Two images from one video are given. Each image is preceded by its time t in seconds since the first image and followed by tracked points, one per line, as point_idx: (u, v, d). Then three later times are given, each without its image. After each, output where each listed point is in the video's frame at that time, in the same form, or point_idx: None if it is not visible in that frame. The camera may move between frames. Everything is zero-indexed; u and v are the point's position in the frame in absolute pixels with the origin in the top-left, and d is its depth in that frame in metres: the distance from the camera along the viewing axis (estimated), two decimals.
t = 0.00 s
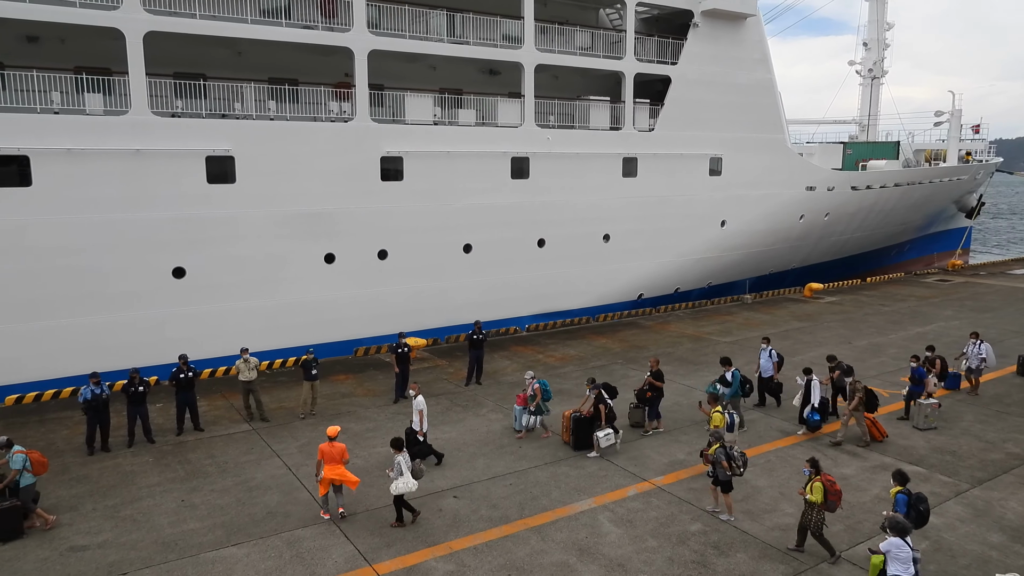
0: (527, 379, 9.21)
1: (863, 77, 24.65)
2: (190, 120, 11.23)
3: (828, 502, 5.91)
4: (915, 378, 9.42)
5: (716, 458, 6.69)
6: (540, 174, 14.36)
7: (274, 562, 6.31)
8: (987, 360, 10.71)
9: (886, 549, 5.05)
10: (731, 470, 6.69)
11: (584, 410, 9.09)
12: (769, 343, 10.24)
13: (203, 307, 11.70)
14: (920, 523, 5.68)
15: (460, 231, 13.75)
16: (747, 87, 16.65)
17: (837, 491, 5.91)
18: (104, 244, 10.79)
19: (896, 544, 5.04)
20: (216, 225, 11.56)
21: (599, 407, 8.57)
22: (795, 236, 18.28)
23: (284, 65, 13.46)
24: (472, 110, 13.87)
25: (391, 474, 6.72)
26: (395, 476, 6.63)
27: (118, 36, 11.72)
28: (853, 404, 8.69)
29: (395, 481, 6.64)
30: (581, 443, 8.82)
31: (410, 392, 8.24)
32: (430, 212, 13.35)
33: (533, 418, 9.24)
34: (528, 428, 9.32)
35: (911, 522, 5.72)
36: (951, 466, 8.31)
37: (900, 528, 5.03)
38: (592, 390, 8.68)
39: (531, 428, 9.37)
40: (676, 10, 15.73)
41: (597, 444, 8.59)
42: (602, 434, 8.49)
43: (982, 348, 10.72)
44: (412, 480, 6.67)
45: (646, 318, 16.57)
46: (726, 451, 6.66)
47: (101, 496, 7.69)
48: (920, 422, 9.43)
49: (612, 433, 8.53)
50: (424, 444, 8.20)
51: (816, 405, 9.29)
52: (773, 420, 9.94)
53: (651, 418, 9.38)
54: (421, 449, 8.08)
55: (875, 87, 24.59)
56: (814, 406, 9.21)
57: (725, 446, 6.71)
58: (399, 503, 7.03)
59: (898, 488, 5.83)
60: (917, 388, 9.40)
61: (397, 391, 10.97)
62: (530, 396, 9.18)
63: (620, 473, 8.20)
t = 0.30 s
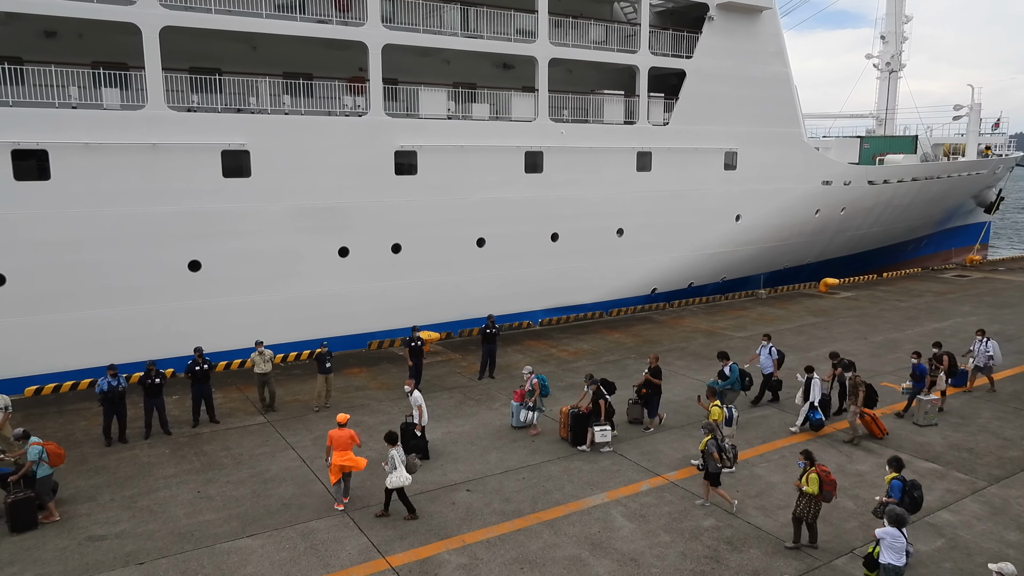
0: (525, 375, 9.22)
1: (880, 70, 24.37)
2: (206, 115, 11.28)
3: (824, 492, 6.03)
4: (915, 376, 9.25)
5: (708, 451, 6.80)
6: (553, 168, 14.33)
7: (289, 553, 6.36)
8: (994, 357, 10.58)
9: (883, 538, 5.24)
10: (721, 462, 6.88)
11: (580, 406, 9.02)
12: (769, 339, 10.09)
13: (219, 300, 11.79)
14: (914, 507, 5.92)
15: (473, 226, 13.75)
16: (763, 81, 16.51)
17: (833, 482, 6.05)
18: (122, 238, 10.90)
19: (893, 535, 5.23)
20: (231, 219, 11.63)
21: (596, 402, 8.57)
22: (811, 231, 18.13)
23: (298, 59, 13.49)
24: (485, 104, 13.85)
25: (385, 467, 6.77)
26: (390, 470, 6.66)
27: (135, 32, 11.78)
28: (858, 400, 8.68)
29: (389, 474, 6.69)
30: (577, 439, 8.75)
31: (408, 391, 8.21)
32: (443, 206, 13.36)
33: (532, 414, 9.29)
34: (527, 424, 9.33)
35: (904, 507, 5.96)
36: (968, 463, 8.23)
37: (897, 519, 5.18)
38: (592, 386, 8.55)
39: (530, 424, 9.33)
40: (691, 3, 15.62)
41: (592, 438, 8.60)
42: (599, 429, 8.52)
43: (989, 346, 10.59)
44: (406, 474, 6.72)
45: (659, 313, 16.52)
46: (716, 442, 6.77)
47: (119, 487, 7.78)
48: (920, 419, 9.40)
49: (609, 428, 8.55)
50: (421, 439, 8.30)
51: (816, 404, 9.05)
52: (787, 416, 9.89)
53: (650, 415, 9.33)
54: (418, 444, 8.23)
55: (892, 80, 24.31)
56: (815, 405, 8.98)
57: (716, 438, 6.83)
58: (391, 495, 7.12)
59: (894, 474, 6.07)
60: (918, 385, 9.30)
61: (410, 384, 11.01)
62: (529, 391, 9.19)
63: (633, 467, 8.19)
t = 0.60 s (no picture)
0: (524, 373, 9.11)
1: (898, 64, 24.09)
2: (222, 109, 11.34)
3: (814, 488, 6.08)
4: (915, 371, 9.39)
5: (701, 443, 6.89)
6: (567, 163, 14.30)
7: (303, 546, 6.40)
8: (1002, 354, 10.46)
9: (880, 533, 5.28)
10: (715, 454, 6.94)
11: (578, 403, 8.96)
12: (769, 336, 9.96)
13: (234, 294, 11.87)
14: (906, 499, 6.05)
15: (487, 220, 13.75)
16: (779, 75, 16.38)
17: (824, 478, 6.08)
18: (138, 232, 10.98)
19: (890, 529, 5.27)
20: (245, 213, 11.69)
21: (595, 399, 8.51)
22: (827, 226, 17.98)
23: (313, 54, 13.53)
24: (499, 98, 13.82)
25: (380, 459, 6.82)
26: (385, 461, 6.70)
27: (152, 27, 11.86)
28: (859, 399, 8.53)
29: (384, 465, 6.74)
30: (575, 436, 8.70)
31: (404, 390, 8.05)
32: (457, 201, 13.36)
33: (532, 412, 9.18)
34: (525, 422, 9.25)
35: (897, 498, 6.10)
36: (985, 461, 8.15)
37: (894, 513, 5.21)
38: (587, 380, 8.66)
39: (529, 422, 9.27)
40: None
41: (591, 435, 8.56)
42: (597, 425, 8.51)
43: (996, 342, 10.48)
44: (401, 464, 6.77)
45: (673, 308, 16.47)
46: (710, 436, 6.88)
47: (136, 478, 7.87)
48: (919, 416, 9.28)
49: (606, 424, 8.54)
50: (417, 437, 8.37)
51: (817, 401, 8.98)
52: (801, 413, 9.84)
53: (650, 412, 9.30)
54: (416, 442, 8.33)
55: (910, 74, 24.03)
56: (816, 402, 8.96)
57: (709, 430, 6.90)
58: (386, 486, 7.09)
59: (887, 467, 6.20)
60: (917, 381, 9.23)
61: (424, 379, 11.04)
62: (528, 389, 9.10)
63: (646, 463, 8.18)
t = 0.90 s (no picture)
0: (524, 368, 9.06)
1: (920, 58, 23.78)
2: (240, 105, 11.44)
3: (812, 483, 6.13)
4: (920, 370, 9.11)
5: (695, 437, 6.88)
6: (583, 158, 14.25)
7: (320, 538, 6.45)
8: (1013, 354, 10.30)
9: (881, 525, 5.40)
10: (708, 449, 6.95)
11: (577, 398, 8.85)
12: (769, 333, 9.94)
13: (251, 288, 11.96)
14: (900, 489, 6.17)
15: (503, 215, 13.75)
16: (798, 69, 16.22)
17: (822, 472, 6.14)
18: (157, 226, 11.09)
19: (889, 520, 5.40)
20: (263, 207, 11.75)
21: (595, 395, 8.41)
22: (845, 222, 17.81)
23: (330, 49, 13.57)
24: (515, 93, 13.80)
25: (376, 451, 6.86)
26: (381, 455, 6.73)
27: (171, 22, 11.95)
28: (861, 396, 8.41)
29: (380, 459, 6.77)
30: (574, 432, 8.62)
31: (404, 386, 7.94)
32: (473, 195, 13.37)
33: (532, 408, 9.11)
34: (526, 418, 9.18)
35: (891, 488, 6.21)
36: (1006, 460, 8.06)
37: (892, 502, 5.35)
38: (586, 377, 8.36)
39: (529, 417, 9.21)
40: None
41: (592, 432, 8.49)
42: (597, 421, 8.38)
43: (1007, 342, 10.33)
44: (398, 459, 6.79)
45: (689, 304, 16.41)
46: (704, 431, 6.90)
47: (156, 469, 7.96)
48: (925, 414, 9.15)
49: (608, 421, 8.42)
50: (422, 432, 8.26)
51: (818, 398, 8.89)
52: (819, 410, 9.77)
53: (651, 408, 9.25)
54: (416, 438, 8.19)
55: (932, 68, 23.72)
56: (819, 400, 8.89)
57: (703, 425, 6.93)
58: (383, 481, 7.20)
59: (881, 456, 6.28)
60: (923, 379, 9.11)
61: (439, 373, 11.08)
62: (529, 385, 9.03)
63: (661, 459, 8.16)
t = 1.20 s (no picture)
0: (527, 365, 9.06)
1: (945, 52, 23.41)
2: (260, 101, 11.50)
3: (810, 474, 6.22)
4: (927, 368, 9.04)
5: (694, 432, 6.97)
6: (602, 153, 14.20)
7: (338, 530, 6.51)
8: None
9: (887, 526, 5.45)
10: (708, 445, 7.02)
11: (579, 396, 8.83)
12: (775, 331, 9.76)
13: (271, 282, 12.05)
14: (900, 481, 6.18)
15: (521, 210, 13.74)
16: (820, 63, 16.03)
17: (820, 464, 6.23)
18: (178, 221, 11.20)
19: (892, 518, 5.48)
20: (283, 202, 11.84)
21: (596, 392, 8.42)
22: (867, 218, 17.61)
23: (350, 45, 13.63)
24: (534, 89, 13.77)
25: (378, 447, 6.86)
26: (381, 450, 6.77)
27: (194, 19, 12.06)
28: (865, 394, 8.27)
29: (381, 454, 6.79)
30: (577, 431, 8.59)
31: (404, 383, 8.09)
32: (492, 191, 13.38)
33: (533, 405, 9.05)
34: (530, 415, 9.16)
35: (890, 480, 6.25)
36: None
37: (891, 499, 5.46)
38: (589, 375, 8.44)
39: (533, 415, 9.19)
40: None
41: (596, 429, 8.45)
42: (601, 420, 8.34)
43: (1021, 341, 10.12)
44: (398, 454, 6.80)
45: (709, 301, 16.32)
46: (704, 426, 6.96)
47: (177, 461, 8.06)
48: (934, 414, 9.00)
49: (611, 418, 8.37)
50: (430, 427, 8.28)
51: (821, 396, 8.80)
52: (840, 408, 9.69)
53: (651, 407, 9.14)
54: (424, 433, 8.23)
55: (958, 63, 23.34)
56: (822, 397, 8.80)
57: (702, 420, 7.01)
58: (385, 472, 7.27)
59: (879, 450, 6.31)
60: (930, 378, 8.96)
61: (457, 368, 11.11)
62: (531, 382, 9.00)
63: (679, 456, 8.14)
